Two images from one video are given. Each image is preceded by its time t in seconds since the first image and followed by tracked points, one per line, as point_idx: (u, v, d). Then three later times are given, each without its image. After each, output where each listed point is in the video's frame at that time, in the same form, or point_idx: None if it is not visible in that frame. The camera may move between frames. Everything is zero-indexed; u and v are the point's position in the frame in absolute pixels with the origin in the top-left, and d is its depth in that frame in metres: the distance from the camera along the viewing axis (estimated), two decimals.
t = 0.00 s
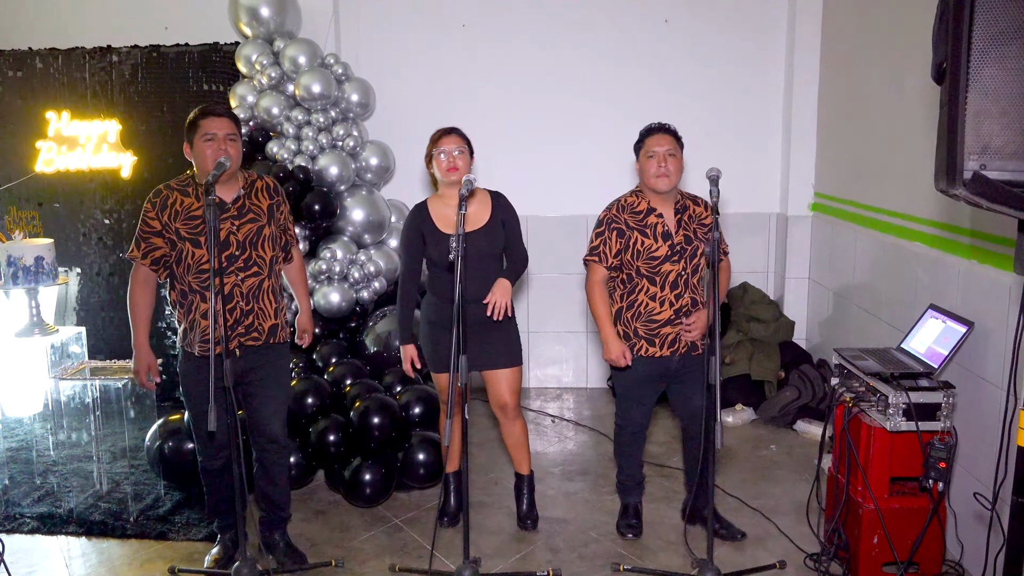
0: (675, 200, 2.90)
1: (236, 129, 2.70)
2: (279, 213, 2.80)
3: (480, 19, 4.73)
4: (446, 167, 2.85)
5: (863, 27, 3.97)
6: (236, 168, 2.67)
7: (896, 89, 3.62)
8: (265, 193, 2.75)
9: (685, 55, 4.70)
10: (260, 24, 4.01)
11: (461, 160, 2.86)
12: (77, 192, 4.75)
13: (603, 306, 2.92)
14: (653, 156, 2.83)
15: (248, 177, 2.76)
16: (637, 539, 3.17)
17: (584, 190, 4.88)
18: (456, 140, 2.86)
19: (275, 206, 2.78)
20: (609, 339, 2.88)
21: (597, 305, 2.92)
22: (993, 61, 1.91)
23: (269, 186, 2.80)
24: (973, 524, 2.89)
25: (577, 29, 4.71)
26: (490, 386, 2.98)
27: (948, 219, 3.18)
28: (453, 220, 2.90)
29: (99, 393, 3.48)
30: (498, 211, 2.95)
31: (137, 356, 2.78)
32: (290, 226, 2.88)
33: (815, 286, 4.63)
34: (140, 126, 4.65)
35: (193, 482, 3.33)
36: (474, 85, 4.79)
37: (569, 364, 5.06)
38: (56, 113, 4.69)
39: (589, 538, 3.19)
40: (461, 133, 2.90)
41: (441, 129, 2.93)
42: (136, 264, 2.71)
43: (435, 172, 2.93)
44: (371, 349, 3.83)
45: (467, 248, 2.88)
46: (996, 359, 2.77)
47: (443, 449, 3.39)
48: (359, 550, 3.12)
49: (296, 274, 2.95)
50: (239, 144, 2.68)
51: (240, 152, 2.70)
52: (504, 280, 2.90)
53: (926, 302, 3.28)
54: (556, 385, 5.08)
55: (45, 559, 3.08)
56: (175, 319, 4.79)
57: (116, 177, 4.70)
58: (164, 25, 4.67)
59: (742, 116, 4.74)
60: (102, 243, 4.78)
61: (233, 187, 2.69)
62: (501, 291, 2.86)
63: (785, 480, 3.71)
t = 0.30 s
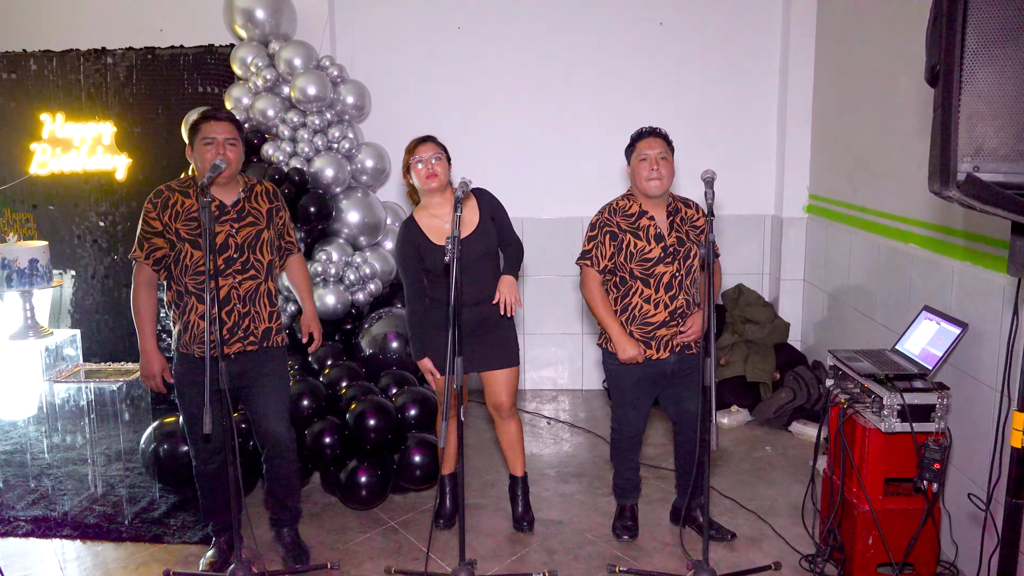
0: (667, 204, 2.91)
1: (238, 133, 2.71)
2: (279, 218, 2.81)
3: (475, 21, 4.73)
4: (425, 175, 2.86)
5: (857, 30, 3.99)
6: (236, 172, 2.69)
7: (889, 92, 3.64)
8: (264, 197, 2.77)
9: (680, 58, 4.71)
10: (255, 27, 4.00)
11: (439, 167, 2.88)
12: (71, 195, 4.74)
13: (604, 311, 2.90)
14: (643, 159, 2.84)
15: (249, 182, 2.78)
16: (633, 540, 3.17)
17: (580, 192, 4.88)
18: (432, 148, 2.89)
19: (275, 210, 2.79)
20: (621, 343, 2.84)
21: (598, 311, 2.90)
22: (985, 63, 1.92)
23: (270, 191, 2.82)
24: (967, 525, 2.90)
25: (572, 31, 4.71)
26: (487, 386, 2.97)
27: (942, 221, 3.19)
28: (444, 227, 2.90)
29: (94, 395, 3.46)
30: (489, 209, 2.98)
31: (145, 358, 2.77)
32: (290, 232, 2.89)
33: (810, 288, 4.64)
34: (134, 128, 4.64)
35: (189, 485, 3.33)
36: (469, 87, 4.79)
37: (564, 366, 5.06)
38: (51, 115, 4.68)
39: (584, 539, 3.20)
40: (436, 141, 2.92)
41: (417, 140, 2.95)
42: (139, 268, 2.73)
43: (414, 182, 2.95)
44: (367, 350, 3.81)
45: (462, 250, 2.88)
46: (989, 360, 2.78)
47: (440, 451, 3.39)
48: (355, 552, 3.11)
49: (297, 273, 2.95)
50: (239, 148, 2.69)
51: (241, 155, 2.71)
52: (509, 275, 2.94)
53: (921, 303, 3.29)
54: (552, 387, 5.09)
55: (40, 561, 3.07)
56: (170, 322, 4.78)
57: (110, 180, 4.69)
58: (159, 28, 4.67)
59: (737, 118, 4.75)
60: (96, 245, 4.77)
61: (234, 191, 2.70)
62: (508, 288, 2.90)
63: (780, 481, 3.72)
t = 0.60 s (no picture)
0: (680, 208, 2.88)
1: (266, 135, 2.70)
2: (299, 220, 2.77)
3: (478, 22, 4.73)
4: (440, 176, 2.83)
5: (860, 32, 3.99)
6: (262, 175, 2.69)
7: (893, 94, 3.64)
8: (285, 199, 2.75)
9: (684, 59, 4.71)
10: (259, 27, 4.00)
11: (455, 168, 2.85)
12: (75, 195, 4.74)
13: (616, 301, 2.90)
14: (647, 162, 2.84)
15: (274, 183, 2.78)
16: (634, 542, 3.17)
17: (582, 193, 4.88)
18: (449, 149, 2.85)
19: (294, 213, 2.75)
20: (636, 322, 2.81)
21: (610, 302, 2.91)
22: (989, 66, 1.92)
23: (297, 193, 2.79)
24: (970, 528, 2.89)
25: (575, 32, 4.72)
26: (498, 387, 2.99)
27: (944, 224, 3.19)
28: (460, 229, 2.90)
29: (97, 395, 3.46)
30: (501, 210, 2.96)
31: (137, 335, 2.80)
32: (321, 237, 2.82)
33: (813, 291, 4.63)
34: (137, 129, 4.65)
35: (191, 485, 3.33)
36: (472, 87, 4.80)
37: (566, 367, 5.06)
38: (54, 115, 4.68)
39: (585, 541, 3.20)
40: (453, 142, 2.89)
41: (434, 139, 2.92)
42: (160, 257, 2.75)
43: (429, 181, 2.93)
44: (369, 352, 3.81)
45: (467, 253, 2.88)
46: (992, 363, 2.78)
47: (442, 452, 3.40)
48: (356, 553, 3.11)
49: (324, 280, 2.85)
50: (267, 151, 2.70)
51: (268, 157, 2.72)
52: (518, 280, 2.92)
53: (923, 306, 3.29)
54: (553, 388, 5.09)
55: (42, 561, 3.07)
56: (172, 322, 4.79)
57: (114, 180, 4.70)
58: (163, 29, 4.68)
59: (740, 121, 4.76)
60: (99, 245, 4.78)
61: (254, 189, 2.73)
62: (514, 292, 2.88)
63: (781, 483, 3.71)
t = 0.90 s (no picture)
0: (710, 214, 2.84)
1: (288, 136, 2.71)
2: (314, 225, 2.72)
3: (481, 22, 4.73)
4: (473, 174, 2.83)
5: (865, 32, 3.98)
6: (281, 174, 2.69)
7: (897, 94, 3.63)
8: (302, 204, 2.70)
9: (688, 59, 4.71)
10: (262, 28, 4.00)
11: (488, 168, 2.84)
12: (79, 195, 4.75)
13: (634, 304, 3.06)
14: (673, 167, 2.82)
15: (296, 185, 2.74)
16: (637, 543, 3.17)
17: (585, 194, 4.88)
18: (483, 147, 2.85)
19: (309, 218, 2.71)
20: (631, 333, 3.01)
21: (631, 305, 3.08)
22: (996, 67, 1.91)
23: (316, 197, 2.73)
24: (974, 530, 2.89)
25: (579, 32, 4.72)
26: (520, 392, 3.00)
27: (949, 224, 3.19)
28: (484, 228, 2.93)
29: (100, 395, 3.47)
30: (530, 215, 2.97)
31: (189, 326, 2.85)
32: (345, 239, 2.75)
33: (816, 292, 4.63)
34: (141, 129, 4.65)
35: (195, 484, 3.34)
36: (475, 88, 4.80)
37: (569, 368, 5.06)
38: (58, 115, 4.69)
39: (589, 541, 3.20)
40: (489, 141, 2.89)
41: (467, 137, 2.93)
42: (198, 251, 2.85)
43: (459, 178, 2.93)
44: (372, 352, 3.81)
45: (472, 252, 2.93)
46: (997, 365, 2.77)
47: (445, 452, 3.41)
48: (359, 553, 3.11)
49: (350, 276, 2.76)
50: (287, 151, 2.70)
51: (288, 159, 2.72)
52: (537, 284, 2.92)
53: (927, 307, 3.28)
54: (556, 388, 5.08)
55: (45, 560, 3.07)
56: (176, 322, 4.79)
57: (117, 180, 4.71)
58: (167, 29, 4.68)
59: (743, 121, 4.75)
60: (103, 245, 4.78)
61: (274, 190, 2.71)
62: (535, 294, 2.87)
63: (785, 484, 3.71)
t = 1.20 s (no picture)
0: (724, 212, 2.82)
1: (291, 132, 2.68)
2: (316, 228, 2.70)
3: (484, 20, 4.73)
4: (501, 170, 2.86)
5: (869, 30, 3.97)
6: (283, 171, 2.67)
7: (901, 93, 3.62)
8: (304, 205, 2.69)
9: (691, 57, 4.70)
10: (264, 26, 4.00)
11: (518, 165, 2.87)
12: (82, 193, 4.75)
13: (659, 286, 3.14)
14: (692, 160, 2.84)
15: (302, 185, 2.72)
16: (639, 543, 3.16)
17: (588, 192, 4.87)
18: (517, 144, 2.87)
19: (311, 220, 2.69)
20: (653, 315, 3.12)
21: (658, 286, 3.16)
22: (1001, 66, 1.90)
23: (321, 199, 2.71)
24: (978, 529, 2.88)
25: (582, 30, 4.71)
26: (529, 399, 3.01)
27: (952, 223, 3.18)
28: (498, 222, 2.94)
29: (103, 393, 3.47)
30: (543, 217, 2.92)
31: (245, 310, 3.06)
32: (347, 243, 2.73)
33: (819, 291, 4.62)
34: (144, 127, 4.65)
35: (197, 482, 3.35)
36: (478, 86, 4.79)
37: (572, 367, 5.05)
38: (61, 113, 4.69)
39: (591, 540, 3.19)
40: (523, 137, 2.90)
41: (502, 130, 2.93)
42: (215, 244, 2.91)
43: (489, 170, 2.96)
44: (375, 350, 3.80)
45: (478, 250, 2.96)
46: (1000, 364, 2.76)
47: (447, 451, 3.41)
48: (361, 551, 3.11)
49: (346, 283, 2.72)
50: (290, 149, 2.67)
51: (291, 156, 2.69)
52: (536, 287, 2.85)
53: (931, 306, 3.27)
54: (559, 387, 5.07)
55: (48, 559, 3.08)
56: (178, 320, 4.79)
57: (120, 178, 4.71)
58: (170, 27, 4.68)
59: (747, 119, 4.74)
60: (105, 243, 4.79)
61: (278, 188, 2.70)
62: (530, 298, 2.81)
63: (788, 484, 3.70)
